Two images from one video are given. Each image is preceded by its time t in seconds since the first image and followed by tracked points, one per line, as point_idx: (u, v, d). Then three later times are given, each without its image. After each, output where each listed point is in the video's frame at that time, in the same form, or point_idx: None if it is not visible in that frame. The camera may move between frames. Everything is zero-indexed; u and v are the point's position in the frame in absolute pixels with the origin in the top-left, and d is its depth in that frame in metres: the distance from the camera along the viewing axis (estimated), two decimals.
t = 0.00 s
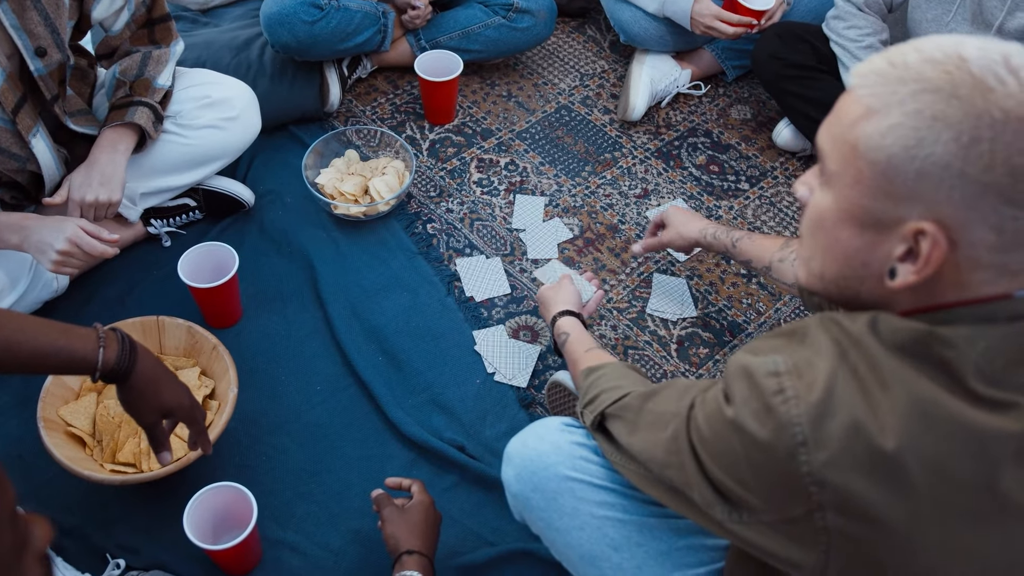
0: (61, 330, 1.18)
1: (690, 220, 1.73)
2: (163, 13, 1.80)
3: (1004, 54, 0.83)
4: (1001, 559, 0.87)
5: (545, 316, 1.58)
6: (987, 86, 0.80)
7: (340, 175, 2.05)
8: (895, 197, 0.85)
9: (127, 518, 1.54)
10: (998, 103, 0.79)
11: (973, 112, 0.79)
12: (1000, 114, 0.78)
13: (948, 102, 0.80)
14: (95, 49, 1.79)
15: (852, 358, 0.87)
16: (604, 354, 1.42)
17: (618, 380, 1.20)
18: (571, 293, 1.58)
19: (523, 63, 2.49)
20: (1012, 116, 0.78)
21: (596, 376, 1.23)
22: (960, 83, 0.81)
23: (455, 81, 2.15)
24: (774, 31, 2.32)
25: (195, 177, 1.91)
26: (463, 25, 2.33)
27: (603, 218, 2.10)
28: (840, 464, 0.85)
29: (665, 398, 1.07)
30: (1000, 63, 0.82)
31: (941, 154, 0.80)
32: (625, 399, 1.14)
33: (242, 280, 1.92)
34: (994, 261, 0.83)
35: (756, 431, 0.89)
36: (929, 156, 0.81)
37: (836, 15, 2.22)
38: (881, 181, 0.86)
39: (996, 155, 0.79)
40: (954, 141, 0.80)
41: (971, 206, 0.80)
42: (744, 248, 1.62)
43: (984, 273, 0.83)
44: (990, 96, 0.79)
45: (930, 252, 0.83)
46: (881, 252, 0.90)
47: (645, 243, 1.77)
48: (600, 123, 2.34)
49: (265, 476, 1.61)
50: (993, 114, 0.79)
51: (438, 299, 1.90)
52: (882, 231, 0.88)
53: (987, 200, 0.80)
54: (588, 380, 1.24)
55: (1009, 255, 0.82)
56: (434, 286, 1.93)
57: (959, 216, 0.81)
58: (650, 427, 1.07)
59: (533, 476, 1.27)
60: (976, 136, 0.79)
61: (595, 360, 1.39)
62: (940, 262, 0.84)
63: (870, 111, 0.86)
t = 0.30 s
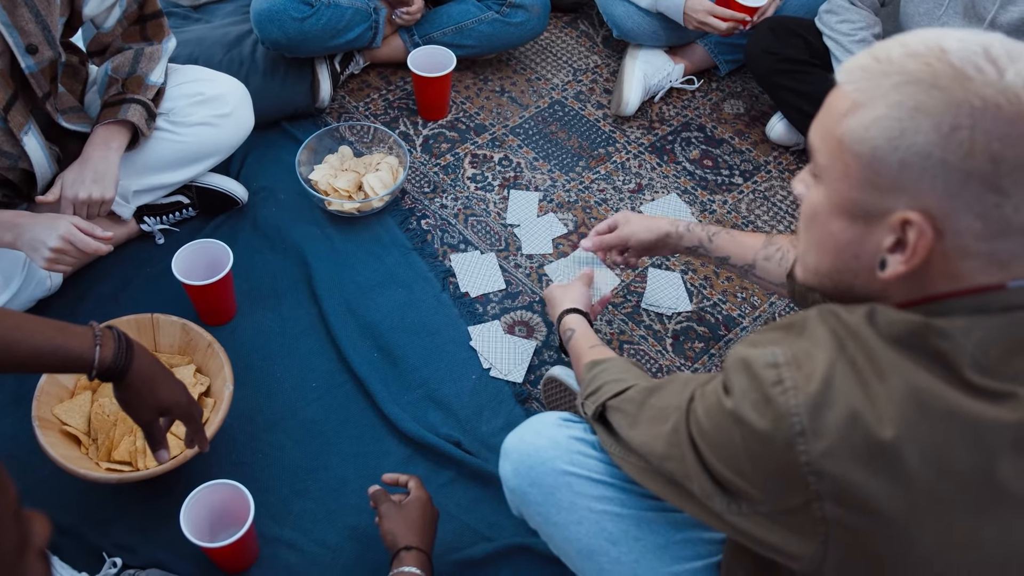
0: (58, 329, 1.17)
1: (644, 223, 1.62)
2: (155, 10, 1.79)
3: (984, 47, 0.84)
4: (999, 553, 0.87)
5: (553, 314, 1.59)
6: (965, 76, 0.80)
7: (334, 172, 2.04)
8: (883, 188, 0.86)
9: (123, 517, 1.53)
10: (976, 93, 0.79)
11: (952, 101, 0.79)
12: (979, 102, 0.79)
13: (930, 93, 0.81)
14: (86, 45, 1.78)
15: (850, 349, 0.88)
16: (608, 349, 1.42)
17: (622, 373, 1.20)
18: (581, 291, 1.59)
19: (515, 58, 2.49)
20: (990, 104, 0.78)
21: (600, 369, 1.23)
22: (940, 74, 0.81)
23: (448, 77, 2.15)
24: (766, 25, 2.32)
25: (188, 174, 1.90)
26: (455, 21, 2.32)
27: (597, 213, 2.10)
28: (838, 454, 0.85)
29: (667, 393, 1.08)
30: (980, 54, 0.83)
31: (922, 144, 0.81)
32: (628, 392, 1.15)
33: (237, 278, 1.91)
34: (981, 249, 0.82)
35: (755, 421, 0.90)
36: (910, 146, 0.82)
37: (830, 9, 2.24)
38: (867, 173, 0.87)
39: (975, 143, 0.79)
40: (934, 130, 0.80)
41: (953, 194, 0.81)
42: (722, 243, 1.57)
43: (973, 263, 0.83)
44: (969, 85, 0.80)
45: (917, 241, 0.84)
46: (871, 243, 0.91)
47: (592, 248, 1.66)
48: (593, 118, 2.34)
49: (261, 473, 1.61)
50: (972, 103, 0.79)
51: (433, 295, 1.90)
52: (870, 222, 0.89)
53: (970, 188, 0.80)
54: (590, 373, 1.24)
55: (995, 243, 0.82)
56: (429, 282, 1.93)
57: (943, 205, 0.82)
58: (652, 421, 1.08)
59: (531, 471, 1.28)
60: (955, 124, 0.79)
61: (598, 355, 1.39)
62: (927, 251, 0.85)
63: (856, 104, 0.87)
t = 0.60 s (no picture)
0: (51, 327, 1.17)
1: (620, 220, 1.64)
2: (144, 7, 1.79)
3: (959, 39, 0.83)
4: (996, 546, 0.88)
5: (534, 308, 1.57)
6: (938, 71, 0.81)
7: (325, 168, 2.04)
8: (865, 183, 0.86)
9: (117, 516, 1.53)
10: (948, 87, 0.79)
11: (925, 95, 0.80)
12: (950, 96, 0.79)
13: (903, 89, 0.81)
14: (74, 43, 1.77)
15: (848, 345, 0.88)
16: (595, 344, 1.41)
17: (614, 368, 1.21)
18: (562, 286, 1.58)
19: (506, 53, 2.48)
20: (961, 97, 0.79)
21: (592, 364, 1.23)
22: (915, 69, 0.82)
23: (439, 72, 2.14)
24: (756, 19, 2.32)
25: (179, 172, 1.89)
26: (446, 15, 2.32)
27: (590, 207, 2.10)
28: (839, 451, 0.86)
29: (661, 387, 1.08)
30: (953, 48, 0.82)
31: (896, 139, 0.82)
32: (621, 388, 1.15)
33: (228, 275, 1.90)
34: (964, 243, 0.83)
35: (755, 419, 0.90)
36: (885, 142, 0.82)
37: (819, 2, 2.26)
38: (847, 170, 0.87)
39: (948, 138, 0.79)
40: (907, 126, 0.81)
41: (929, 189, 0.81)
42: (701, 249, 1.56)
43: (957, 256, 0.84)
44: (941, 79, 0.80)
45: (898, 236, 0.85)
46: (857, 238, 0.91)
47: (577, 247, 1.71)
48: (585, 112, 2.34)
49: (256, 470, 1.61)
50: (944, 97, 0.79)
51: (426, 291, 1.90)
52: (855, 218, 0.90)
53: (945, 182, 0.80)
54: (581, 369, 1.24)
55: (975, 236, 0.83)
56: (422, 277, 1.93)
57: (919, 200, 0.82)
58: (648, 416, 1.09)
59: (528, 465, 1.28)
60: (927, 120, 0.80)
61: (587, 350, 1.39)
62: (909, 245, 0.86)
63: (836, 103, 0.88)
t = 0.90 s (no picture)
0: (40, 327, 1.17)
1: (595, 240, 1.63)
2: (131, 5, 1.76)
3: (951, 34, 0.84)
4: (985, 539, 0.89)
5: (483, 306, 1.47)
6: (929, 66, 0.81)
7: (314, 166, 2.03)
8: (856, 176, 0.87)
9: (109, 517, 1.53)
10: (939, 81, 0.80)
11: (916, 89, 0.81)
12: (940, 91, 0.79)
13: (895, 83, 0.82)
14: (60, 42, 1.75)
15: (835, 338, 0.89)
16: (559, 335, 1.35)
17: (585, 369, 1.20)
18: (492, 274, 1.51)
19: (494, 49, 2.48)
20: (951, 92, 0.79)
21: (565, 365, 1.23)
22: (907, 64, 0.82)
23: (428, 68, 2.14)
24: (745, 14, 2.33)
25: (167, 171, 1.88)
26: (434, 12, 2.31)
27: (580, 203, 2.11)
28: (828, 444, 0.86)
29: (649, 382, 1.09)
30: (946, 43, 0.83)
31: (886, 133, 0.82)
32: (600, 389, 1.15)
33: (218, 274, 1.90)
34: (953, 237, 0.84)
35: (743, 415, 0.91)
36: (876, 136, 0.83)
37: None
38: (838, 163, 0.88)
39: (938, 132, 0.80)
40: (897, 119, 0.81)
41: (920, 183, 0.82)
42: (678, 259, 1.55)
43: (946, 250, 0.85)
44: (932, 74, 0.80)
45: (887, 229, 0.86)
46: (847, 231, 0.92)
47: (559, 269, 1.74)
48: (573, 108, 2.34)
49: (247, 470, 1.61)
50: (935, 91, 0.80)
51: (416, 288, 1.90)
52: (847, 211, 0.90)
53: (934, 176, 0.81)
54: (554, 374, 1.23)
55: (964, 230, 0.83)
56: (412, 275, 1.92)
57: (910, 194, 0.83)
58: (635, 412, 1.10)
59: (518, 462, 1.29)
60: (917, 114, 0.80)
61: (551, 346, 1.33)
62: (898, 238, 0.87)
63: (829, 95, 0.88)
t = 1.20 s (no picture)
0: (27, 329, 1.16)
1: (570, 261, 1.68)
2: (115, 4, 1.75)
3: (948, 30, 0.84)
4: (973, 533, 0.91)
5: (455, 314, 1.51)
6: (924, 62, 0.81)
7: (302, 165, 2.02)
8: (846, 172, 0.87)
9: (98, 519, 1.52)
10: (934, 78, 0.80)
11: (910, 86, 0.81)
12: (934, 89, 0.80)
13: (889, 78, 0.82)
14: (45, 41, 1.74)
15: (826, 334, 0.90)
16: (538, 338, 1.38)
17: (568, 373, 1.20)
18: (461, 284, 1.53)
19: (482, 48, 2.48)
20: (946, 90, 0.80)
21: (545, 371, 1.22)
22: (903, 58, 0.82)
23: (415, 67, 2.13)
24: (732, 12, 2.34)
25: (155, 171, 1.87)
26: (421, 11, 2.31)
27: (568, 201, 2.11)
28: (822, 440, 0.87)
29: (637, 381, 1.10)
30: (942, 39, 0.83)
31: (878, 130, 0.83)
32: (585, 393, 1.15)
33: (206, 275, 1.89)
34: (941, 235, 0.85)
35: (735, 412, 0.92)
36: (869, 132, 0.83)
37: None
38: (830, 157, 0.88)
39: (930, 129, 0.80)
40: (890, 116, 0.82)
41: (910, 180, 0.83)
42: (647, 277, 1.58)
43: (935, 247, 0.86)
44: (927, 71, 0.81)
45: (875, 225, 0.87)
46: (836, 225, 0.93)
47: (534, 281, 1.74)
48: (561, 106, 2.35)
49: (237, 471, 1.60)
50: (929, 89, 0.80)
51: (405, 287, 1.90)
52: (836, 206, 0.91)
53: (925, 174, 0.82)
54: (538, 377, 1.23)
55: (953, 229, 0.84)
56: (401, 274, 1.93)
57: (900, 191, 0.84)
58: (622, 413, 1.11)
59: (508, 462, 1.29)
60: (910, 111, 0.81)
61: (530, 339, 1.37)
62: (887, 234, 0.87)
63: (823, 88, 0.88)
